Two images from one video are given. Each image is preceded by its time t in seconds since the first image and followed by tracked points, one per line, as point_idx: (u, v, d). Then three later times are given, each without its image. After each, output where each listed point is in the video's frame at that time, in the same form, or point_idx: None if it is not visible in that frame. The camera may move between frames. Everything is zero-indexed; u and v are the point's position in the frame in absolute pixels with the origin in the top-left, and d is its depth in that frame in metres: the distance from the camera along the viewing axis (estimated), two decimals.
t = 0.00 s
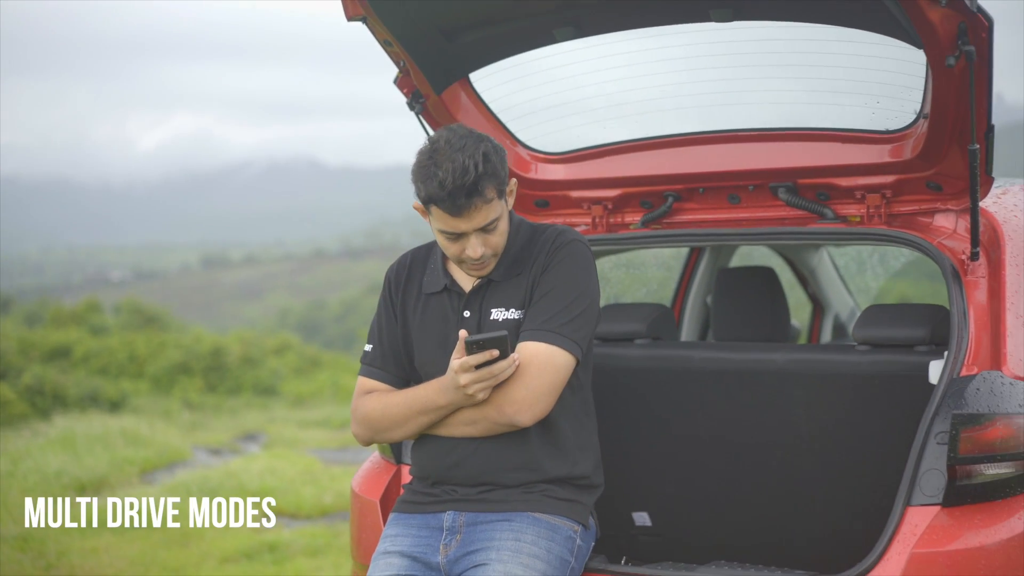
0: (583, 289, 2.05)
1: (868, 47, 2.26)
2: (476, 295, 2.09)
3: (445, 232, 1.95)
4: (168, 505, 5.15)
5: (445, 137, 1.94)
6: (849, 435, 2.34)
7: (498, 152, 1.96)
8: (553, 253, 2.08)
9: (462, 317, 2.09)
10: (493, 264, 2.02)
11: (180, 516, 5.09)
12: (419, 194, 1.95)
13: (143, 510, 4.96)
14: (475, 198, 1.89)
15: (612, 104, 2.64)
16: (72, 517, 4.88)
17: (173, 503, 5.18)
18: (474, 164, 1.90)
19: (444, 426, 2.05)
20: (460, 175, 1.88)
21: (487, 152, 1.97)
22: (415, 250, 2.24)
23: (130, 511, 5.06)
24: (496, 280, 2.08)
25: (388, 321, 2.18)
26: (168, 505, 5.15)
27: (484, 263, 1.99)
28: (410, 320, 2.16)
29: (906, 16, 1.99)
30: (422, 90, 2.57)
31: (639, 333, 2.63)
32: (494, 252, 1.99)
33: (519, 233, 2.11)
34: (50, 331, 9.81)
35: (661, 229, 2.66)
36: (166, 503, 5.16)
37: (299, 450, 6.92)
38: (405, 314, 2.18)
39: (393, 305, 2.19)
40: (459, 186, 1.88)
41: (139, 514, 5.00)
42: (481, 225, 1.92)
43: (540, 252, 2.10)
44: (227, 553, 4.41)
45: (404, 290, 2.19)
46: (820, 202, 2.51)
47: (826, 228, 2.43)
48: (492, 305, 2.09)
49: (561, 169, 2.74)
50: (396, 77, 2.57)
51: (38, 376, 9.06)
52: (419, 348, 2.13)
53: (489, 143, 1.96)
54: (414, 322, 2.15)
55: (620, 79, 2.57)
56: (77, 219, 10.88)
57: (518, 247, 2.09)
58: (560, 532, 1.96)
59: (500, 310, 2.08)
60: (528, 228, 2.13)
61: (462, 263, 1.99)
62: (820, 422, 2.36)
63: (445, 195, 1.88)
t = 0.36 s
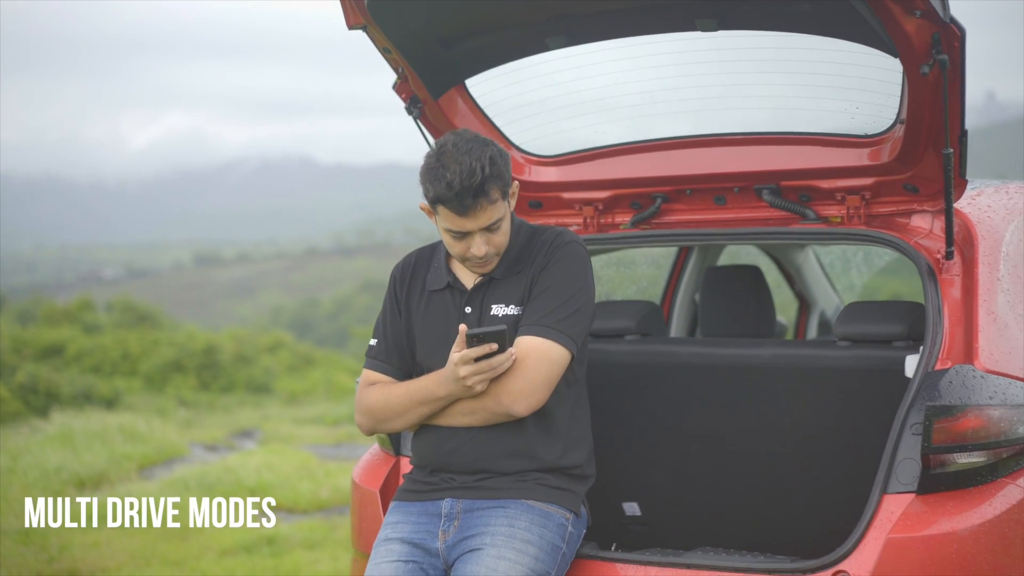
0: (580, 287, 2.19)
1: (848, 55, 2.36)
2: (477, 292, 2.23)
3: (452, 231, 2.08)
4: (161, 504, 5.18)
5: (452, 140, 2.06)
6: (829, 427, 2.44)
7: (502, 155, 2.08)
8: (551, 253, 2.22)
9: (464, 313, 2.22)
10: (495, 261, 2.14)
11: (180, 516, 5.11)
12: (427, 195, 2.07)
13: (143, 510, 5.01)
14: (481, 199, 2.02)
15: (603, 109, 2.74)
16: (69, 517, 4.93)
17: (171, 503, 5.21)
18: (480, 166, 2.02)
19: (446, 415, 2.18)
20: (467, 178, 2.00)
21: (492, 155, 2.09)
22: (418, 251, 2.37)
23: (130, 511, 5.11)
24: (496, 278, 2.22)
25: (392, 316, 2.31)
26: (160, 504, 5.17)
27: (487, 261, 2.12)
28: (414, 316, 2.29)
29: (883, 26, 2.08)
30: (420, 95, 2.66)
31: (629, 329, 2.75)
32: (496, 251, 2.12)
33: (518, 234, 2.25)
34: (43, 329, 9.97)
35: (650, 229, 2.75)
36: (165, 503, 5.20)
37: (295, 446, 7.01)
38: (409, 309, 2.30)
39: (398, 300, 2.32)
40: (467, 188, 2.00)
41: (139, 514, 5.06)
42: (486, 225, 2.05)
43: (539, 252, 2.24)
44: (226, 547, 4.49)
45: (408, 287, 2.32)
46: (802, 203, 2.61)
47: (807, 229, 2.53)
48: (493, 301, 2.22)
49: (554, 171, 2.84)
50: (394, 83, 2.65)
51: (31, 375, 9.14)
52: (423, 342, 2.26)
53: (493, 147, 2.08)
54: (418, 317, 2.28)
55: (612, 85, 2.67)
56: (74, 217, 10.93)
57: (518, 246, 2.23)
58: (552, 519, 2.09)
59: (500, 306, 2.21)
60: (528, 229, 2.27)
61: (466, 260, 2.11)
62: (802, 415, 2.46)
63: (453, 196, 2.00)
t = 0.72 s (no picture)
0: (576, 287, 2.30)
1: (829, 61, 2.44)
2: (477, 287, 2.35)
3: (455, 218, 2.23)
4: (182, 506, 5.09)
5: (462, 132, 2.22)
6: (810, 419, 2.53)
7: (507, 150, 2.23)
8: (550, 253, 2.34)
9: (464, 308, 2.34)
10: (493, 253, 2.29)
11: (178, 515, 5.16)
12: (434, 181, 2.22)
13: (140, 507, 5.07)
14: (485, 187, 2.17)
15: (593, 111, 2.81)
16: (83, 517, 4.91)
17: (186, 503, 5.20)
18: (487, 156, 2.18)
19: (444, 407, 2.28)
20: (473, 164, 2.16)
21: (498, 149, 2.24)
22: (419, 249, 2.49)
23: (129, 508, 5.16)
24: (496, 275, 2.34)
25: (393, 309, 2.43)
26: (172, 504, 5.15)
27: (485, 251, 2.27)
28: (414, 310, 2.41)
29: (861, 34, 2.17)
30: (415, 99, 2.76)
31: (618, 325, 2.83)
32: (495, 243, 2.26)
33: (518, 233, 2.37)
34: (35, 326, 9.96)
35: (638, 228, 2.85)
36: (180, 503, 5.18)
37: (288, 442, 7.09)
38: (410, 304, 2.42)
39: (399, 295, 2.44)
40: (472, 174, 2.16)
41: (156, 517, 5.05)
42: (487, 213, 2.20)
43: (538, 252, 2.35)
44: (223, 540, 4.58)
45: (410, 282, 2.44)
46: (785, 203, 2.69)
47: (789, 228, 2.61)
48: (491, 297, 2.33)
49: (545, 171, 2.95)
50: (390, 86, 2.76)
51: (23, 371, 9.18)
52: (423, 336, 2.38)
53: (499, 141, 2.24)
54: (419, 312, 2.40)
55: (600, 90, 2.75)
56: (67, 214, 10.95)
57: (517, 245, 2.35)
58: (543, 507, 2.19)
59: (499, 302, 2.32)
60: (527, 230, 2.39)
61: (467, 249, 2.26)
62: (785, 407, 2.55)
63: (458, 181, 2.16)
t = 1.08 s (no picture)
0: (566, 280, 2.36)
1: (811, 62, 2.51)
2: (470, 281, 2.42)
3: (452, 214, 2.30)
4: (182, 507, 5.09)
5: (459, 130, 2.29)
6: (793, 409, 2.61)
7: (502, 147, 2.30)
8: (540, 247, 2.41)
9: (458, 301, 2.41)
10: (488, 248, 2.35)
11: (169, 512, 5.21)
12: (432, 177, 2.29)
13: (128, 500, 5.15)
14: (482, 183, 2.24)
15: (583, 109, 2.88)
16: (85, 518, 4.90)
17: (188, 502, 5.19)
18: (483, 153, 2.25)
19: (438, 396, 2.35)
20: (471, 161, 2.23)
21: (494, 147, 2.31)
22: (416, 245, 2.56)
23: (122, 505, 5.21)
24: (488, 268, 2.41)
25: (392, 303, 2.50)
26: (174, 503, 5.15)
27: (481, 246, 2.33)
28: (411, 304, 2.48)
29: (842, 36, 2.25)
30: (408, 97, 2.85)
31: (606, 317, 2.91)
32: (491, 238, 2.33)
33: (511, 228, 2.45)
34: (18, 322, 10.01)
35: (626, 223, 2.93)
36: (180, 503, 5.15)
37: (276, 435, 7.21)
38: (407, 297, 2.50)
39: (397, 289, 2.51)
40: (470, 170, 2.22)
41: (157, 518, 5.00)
42: (483, 208, 2.27)
43: (530, 246, 2.42)
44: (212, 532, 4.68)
45: (407, 277, 2.51)
46: (768, 198, 2.76)
47: (772, 223, 2.68)
48: (485, 290, 2.41)
49: (535, 169, 3.02)
50: (384, 85, 2.84)
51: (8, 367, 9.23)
52: (419, 328, 2.45)
53: (495, 139, 2.31)
54: (416, 306, 2.47)
55: (586, 89, 2.83)
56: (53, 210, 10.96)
57: (509, 240, 2.42)
58: (535, 493, 2.26)
59: (492, 295, 2.39)
60: (519, 225, 2.47)
61: (463, 243, 2.33)
62: (768, 397, 2.63)
63: (456, 177, 2.23)
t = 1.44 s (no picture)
0: (556, 273, 2.45)
1: (793, 59, 2.60)
2: (463, 273, 2.50)
3: (443, 208, 2.37)
4: (182, 507, 5.17)
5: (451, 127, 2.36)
6: (775, 395, 2.70)
7: (492, 144, 2.38)
8: (531, 240, 2.49)
9: (451, 292, 2.49)
10: (479, 240, 2.44)
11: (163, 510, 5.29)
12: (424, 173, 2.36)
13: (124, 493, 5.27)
14: (472, 179, 2.32)
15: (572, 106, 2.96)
16: (84, 517, 4.95)
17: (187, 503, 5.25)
18: (474, 150, 2.32)
19: (432, 385, 2.42)
20: (462, 158, 2.30)
21: (484, 143, 2.39)
22: (409, 238, 2.63)
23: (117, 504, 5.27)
24: (480, 261, 2.49)
25: (385, 293, 2.57)
26: (173, 504, 5.21)
27: (472, 238, 2.41)
28: (405, 294, 2.56)
29: (822, 34, 2.33)
30: (402, 94, 2.94)
31: (595, 307, 3.00)
32: (481, 230, 2.41)
33: (501, 222, 2.53)
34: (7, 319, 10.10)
35: (614, 216, 3.01)
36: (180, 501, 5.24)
37: (266, 428, 7.31)
38: (401, 288, 2.57)
39: (390, 280, 2.58)
40: (461, 167, 2.30)
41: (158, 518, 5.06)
42: (474, 203, 2.35)
43: (519, 238, 2.50)
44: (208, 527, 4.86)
45: (401, 268, 2.58)
46: (751, 191, 2.85)
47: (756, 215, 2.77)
48: (477, 282, 2.48)
49: (525, 163, 3.10)
50: (380, 83, 2.93)
51: None
52: (413, 318, 2.53)
53: (485, 135, 2.38)
54: (410, 296, 2.54)
55: (573, 85, 2.91)
56: (41, 207, 10.99)
57: (499, 233, 2.50)
58: (528, 476, 2.34)
59: (484, 286, 2.47)
60: (509, 218, 2.55)
61: (454, 236, 2.41)
62: (751, 384, 2.72)
63: (448, 174, 2.30)
